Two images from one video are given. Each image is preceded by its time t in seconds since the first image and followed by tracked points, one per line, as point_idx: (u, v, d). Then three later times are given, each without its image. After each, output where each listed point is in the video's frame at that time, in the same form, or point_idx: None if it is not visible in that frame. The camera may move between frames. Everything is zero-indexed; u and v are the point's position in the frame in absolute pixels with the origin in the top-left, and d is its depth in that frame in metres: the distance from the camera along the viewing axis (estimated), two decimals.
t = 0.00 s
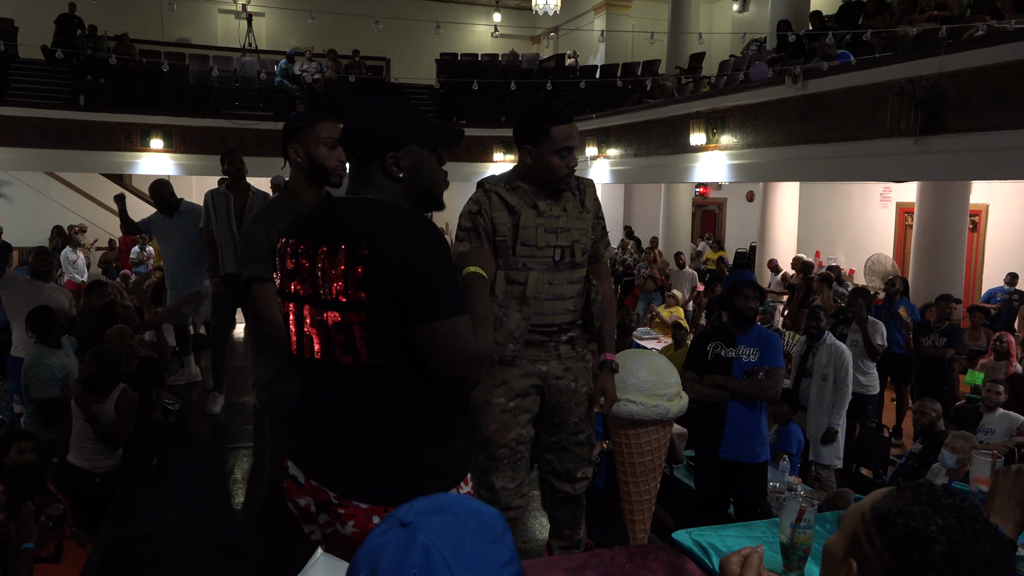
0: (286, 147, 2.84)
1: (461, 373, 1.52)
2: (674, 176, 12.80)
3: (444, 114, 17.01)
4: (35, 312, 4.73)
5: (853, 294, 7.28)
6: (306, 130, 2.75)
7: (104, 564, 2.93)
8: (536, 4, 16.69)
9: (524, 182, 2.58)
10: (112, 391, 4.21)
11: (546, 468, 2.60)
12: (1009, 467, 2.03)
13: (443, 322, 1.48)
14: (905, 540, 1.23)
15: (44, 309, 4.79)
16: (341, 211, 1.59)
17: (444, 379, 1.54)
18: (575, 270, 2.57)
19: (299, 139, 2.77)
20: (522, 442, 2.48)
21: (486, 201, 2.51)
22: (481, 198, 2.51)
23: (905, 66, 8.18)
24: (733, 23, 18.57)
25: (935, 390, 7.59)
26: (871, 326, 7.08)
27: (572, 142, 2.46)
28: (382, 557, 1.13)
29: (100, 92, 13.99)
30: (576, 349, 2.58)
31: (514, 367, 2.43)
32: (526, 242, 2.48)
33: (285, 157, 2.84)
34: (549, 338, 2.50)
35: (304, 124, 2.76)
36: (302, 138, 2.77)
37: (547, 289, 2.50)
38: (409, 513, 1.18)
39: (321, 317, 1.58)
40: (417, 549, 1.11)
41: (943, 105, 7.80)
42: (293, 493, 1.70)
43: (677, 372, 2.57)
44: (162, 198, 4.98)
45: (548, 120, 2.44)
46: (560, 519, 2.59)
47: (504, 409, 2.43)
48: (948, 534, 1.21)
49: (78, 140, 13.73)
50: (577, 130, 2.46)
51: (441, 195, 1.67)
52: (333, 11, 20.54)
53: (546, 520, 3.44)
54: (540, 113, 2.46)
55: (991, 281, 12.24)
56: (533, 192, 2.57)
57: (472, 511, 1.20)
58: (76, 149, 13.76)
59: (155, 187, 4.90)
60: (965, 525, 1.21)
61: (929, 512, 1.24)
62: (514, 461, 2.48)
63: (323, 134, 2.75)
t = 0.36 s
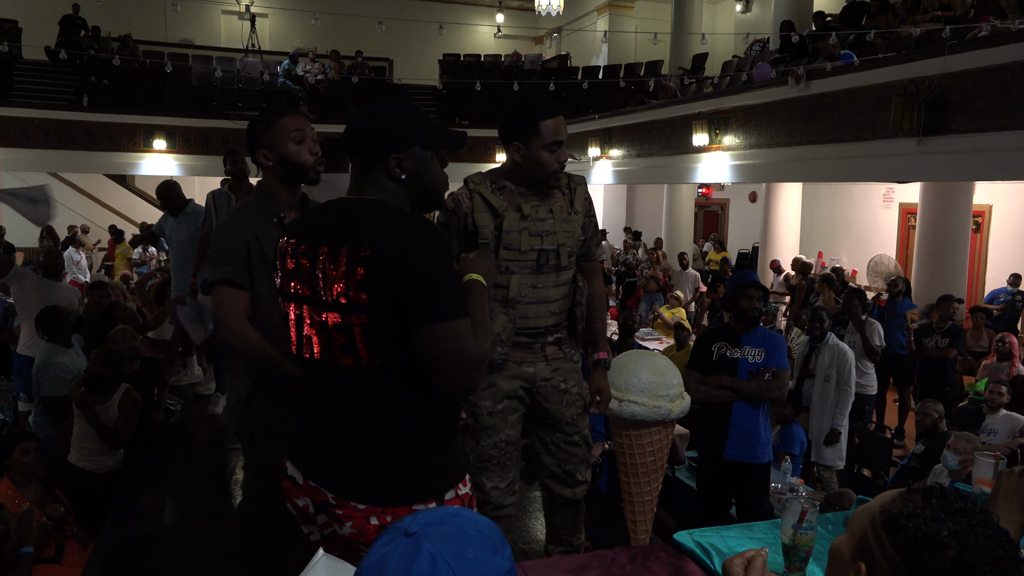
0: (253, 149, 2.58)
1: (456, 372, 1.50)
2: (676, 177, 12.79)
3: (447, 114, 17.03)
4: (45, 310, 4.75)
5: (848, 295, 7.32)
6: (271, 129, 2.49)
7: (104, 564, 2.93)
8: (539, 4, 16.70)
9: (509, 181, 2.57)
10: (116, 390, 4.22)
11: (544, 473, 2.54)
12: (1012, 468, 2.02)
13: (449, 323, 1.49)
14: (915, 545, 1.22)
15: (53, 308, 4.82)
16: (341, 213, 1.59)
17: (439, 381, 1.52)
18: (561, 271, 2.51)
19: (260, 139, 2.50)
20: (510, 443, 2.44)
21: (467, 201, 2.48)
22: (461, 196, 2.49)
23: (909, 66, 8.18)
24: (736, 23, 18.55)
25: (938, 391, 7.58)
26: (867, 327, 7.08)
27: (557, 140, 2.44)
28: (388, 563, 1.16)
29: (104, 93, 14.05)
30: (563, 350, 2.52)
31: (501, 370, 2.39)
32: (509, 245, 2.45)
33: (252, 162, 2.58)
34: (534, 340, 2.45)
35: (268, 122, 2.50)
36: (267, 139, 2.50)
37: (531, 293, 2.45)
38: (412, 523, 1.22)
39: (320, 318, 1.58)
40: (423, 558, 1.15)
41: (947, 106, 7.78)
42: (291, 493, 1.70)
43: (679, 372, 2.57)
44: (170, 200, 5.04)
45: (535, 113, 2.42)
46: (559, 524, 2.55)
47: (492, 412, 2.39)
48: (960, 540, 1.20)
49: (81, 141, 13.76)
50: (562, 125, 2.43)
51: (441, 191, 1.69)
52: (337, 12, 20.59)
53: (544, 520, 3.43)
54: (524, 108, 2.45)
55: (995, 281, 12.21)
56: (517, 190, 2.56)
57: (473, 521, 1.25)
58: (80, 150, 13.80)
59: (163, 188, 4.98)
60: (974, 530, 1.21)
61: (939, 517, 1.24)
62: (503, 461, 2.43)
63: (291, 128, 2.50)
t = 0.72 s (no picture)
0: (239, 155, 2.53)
1: (467, 372, 1.50)
2: (673, 176, 12.80)
3: (443, 114, 17.01)
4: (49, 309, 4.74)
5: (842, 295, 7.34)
6: (263, 138, 2.45)
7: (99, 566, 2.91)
8: (535, 4, 16.69)
9: (508, 180, 2.55)
10: (112, 389, 4.19)
11: (550, 474, 2.51)
12: (1008, 468, 2.02)
13: (441, 325, 1.46)
14: (913, 546, 1.22)
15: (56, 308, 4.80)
16: (338, 211, 1.58)
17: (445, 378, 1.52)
18: (558, 272, 2.48)
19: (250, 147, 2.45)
20: (505, 442, 2.43)
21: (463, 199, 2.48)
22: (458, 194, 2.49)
23: (903, 67, 8.20)
24: (731, 23, 18.57)
25: (934, 390, 7.59)
26: (862, 326, 7.10)
27: (553, 137, 2.44)
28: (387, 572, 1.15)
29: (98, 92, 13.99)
30: (561, 348, 2.51)
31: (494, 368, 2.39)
32: (506, 245, 2.43)
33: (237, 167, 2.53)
34: (530, 338, 2.44)
35: (262, 131, 2.46)
36: (256, 146, 2.45)
37: (525, 293, 2.43)
38: (410, 529, 1.22)
39: (315, 317, 1.58)
40: (423, 565, 1.14)
41: (942, 106, 7.79)
42: (286, 491, 1.70)
43: (677, 372, 2.58)
44: (168, 202, 5.01)
45: (529, 110, 2.43)
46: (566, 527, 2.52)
47: (488, 409, 2.39)
48: (956, 538, 1.20)
49: (76, 141, 13.70)
50: (560, 120, 2.43)
51: (440, 194, 1.65)
52: (332, 12, 20.55)
53: (547, 519, 3.43)
54: (518, 108, 2.45)
55: (991, 280, 12.23)
56: (516, 188, 2.54)
57: (472, 525, 1.25)
58: (75, 150, 13.74)
59: (161, 191, 4.95)
60: (971, 529, 1.21)
61: (936, 517, 1.24)
62: (496, 457, 2.42)
63: (285, 141, 2.46)
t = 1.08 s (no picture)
0: (266, 147, 2.57)
1: (487, 374, 1.49)
2: (704, 176, 12.70)
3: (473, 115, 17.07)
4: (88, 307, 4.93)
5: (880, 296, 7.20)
6: (286, 130, 2.50)
7: (139, 559, 2.96)
8: (565, 4, 16.68)
9: (573, 179, 2.53)
10: (137, 383, 4.29)
11: (594, 472, 2.49)
12: None
13: (461, 330, 1.47)
14: (949, 551, 1.27)
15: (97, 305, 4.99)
16: (372, 211, 1.60)
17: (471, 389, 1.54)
18: (615, 274, 2.51)
19: (277, 138, 2.50)
20: (553, 442, 2.43)
21: (528, 195, 2.48)
22: (522, 189, 2.49)
23: (940, 64, 8.03)
24: (764, 21, 18.37)
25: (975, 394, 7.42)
26: (902, 329, 6.97)
27: (621, 137, 2.43)
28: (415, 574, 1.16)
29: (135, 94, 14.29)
30: (614, 350, 2.52)
31: (550, 367, 2.41)
32: (568, 244, 2.46)
33: (265, 159, 2.56)
34: (585, 339, 2.45)
35: (288, 123, 2.52)
36: (281, 138, 2.51)
37: (585, 292, 2.46)
38: (438, 532, 1.23)
39: (350, 316, 1.59)
40: (451, 567, 1.15)
41: (979, 104, 7.64)
42: (320, 488, 1.70)
43: (710, 374, 2.60)
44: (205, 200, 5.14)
45: (600, 108, 2.41)
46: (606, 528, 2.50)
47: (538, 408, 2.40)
48: (993, 542, 1.25)
49: (114, 142, 13.98)
50: (628, 122, 2.43)
51: (475, 201, 1.66)
52: (363, 13, 20.75)
53: (579, 520, 3.42)
54: (586, 106, 2.44)
55: None
56: (580, 188, 2.53)
57: (500, 527, 1.25)
58: (112, 151, 14.01)
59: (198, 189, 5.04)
60: (1010, 535, 1.26)
61: (974, 521, 1.29)
62: (545, 457, 2.43)
63: (306, 134, 2.52)
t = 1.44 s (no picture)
0: (329, 151, 2.55)
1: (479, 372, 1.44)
2: (748, 177, 12.51)
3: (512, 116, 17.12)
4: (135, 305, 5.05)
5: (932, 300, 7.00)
6: (353, 135, 2.47)
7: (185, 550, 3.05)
8: (606, 4, 16.62)
9: (648, 178, 2.45)
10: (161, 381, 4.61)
11: (642, 475, 2.44)
12: None
13: (484, 337, 1.44)
14: (1001, 561, 1.27)
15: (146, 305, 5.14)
16: (416, 212, 1.62)
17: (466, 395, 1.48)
18: (685, 276, 2.44)
19: (343, 144, 2.48)
20: (608, 444, 2.38)
21: (607, 190, 2.40)
22: (601, 185, 2.41)
23: (992, 60, 7.81)
24: (810, 18, 18.05)
25: None
26: (950, 333, 6.80)
27: (702, 138, 2.38)
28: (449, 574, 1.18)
29: (183, 97, 14.68)
30: (676, 351, 2.46)
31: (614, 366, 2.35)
32: (639, 242, 2.38)
33: (327, 163, 2.56)
34: (648, 340, 2.39)
35: (353, 128, 2.48)
36: (347, 142, 2.48)
37: (652, 293, 2.39)
38: (473, 534, 1.24)
39: (395, 315, 1.60)
40: (484, 566, 1.16)
41: None
42: (362, 486, 1.76)
43: (749, 376, 2.62)
44: (243, 201, 5.25)
45: (684, 106, 2.36)
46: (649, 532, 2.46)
47: (597, 410, 2.36)
48: None
49: (163, 144, 14.39)
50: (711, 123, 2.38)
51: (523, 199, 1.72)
52: (405, 15, 20.98)
53: (615, 523, 3.41)
54: (672, 104, 2.38)
55: None
56: (657, 189, 2.45)
57: (534, 530, 1.27)
58: (160, 153, 14.41)
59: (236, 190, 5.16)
60: None
61: None
62: (601, 461, 2.37)
63: (372, 141, 2.48)
